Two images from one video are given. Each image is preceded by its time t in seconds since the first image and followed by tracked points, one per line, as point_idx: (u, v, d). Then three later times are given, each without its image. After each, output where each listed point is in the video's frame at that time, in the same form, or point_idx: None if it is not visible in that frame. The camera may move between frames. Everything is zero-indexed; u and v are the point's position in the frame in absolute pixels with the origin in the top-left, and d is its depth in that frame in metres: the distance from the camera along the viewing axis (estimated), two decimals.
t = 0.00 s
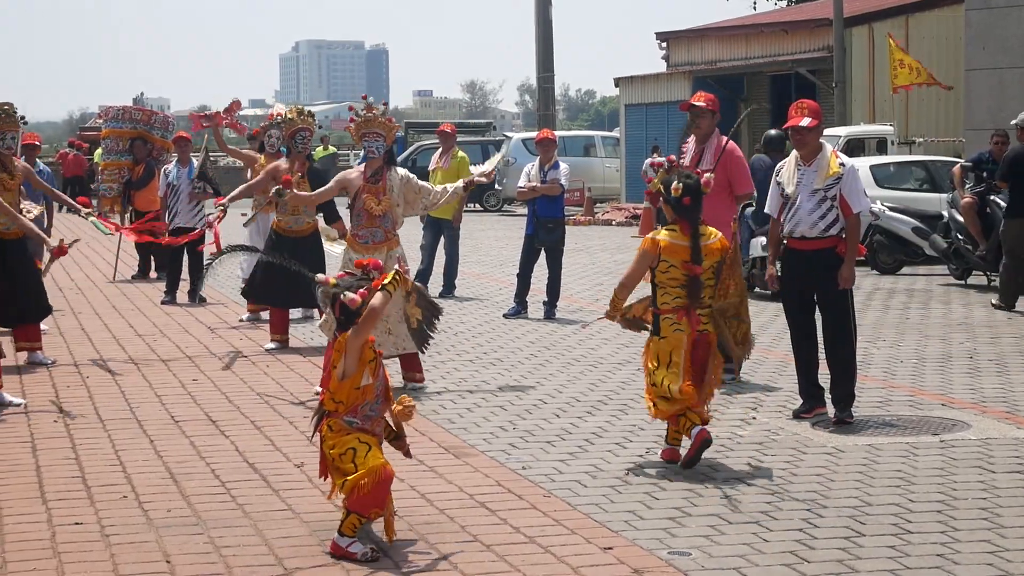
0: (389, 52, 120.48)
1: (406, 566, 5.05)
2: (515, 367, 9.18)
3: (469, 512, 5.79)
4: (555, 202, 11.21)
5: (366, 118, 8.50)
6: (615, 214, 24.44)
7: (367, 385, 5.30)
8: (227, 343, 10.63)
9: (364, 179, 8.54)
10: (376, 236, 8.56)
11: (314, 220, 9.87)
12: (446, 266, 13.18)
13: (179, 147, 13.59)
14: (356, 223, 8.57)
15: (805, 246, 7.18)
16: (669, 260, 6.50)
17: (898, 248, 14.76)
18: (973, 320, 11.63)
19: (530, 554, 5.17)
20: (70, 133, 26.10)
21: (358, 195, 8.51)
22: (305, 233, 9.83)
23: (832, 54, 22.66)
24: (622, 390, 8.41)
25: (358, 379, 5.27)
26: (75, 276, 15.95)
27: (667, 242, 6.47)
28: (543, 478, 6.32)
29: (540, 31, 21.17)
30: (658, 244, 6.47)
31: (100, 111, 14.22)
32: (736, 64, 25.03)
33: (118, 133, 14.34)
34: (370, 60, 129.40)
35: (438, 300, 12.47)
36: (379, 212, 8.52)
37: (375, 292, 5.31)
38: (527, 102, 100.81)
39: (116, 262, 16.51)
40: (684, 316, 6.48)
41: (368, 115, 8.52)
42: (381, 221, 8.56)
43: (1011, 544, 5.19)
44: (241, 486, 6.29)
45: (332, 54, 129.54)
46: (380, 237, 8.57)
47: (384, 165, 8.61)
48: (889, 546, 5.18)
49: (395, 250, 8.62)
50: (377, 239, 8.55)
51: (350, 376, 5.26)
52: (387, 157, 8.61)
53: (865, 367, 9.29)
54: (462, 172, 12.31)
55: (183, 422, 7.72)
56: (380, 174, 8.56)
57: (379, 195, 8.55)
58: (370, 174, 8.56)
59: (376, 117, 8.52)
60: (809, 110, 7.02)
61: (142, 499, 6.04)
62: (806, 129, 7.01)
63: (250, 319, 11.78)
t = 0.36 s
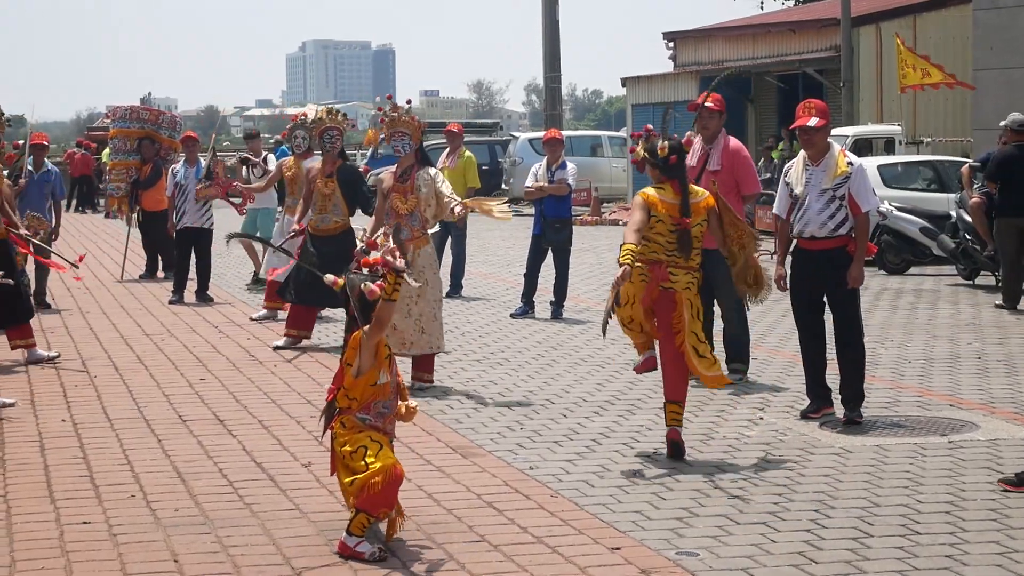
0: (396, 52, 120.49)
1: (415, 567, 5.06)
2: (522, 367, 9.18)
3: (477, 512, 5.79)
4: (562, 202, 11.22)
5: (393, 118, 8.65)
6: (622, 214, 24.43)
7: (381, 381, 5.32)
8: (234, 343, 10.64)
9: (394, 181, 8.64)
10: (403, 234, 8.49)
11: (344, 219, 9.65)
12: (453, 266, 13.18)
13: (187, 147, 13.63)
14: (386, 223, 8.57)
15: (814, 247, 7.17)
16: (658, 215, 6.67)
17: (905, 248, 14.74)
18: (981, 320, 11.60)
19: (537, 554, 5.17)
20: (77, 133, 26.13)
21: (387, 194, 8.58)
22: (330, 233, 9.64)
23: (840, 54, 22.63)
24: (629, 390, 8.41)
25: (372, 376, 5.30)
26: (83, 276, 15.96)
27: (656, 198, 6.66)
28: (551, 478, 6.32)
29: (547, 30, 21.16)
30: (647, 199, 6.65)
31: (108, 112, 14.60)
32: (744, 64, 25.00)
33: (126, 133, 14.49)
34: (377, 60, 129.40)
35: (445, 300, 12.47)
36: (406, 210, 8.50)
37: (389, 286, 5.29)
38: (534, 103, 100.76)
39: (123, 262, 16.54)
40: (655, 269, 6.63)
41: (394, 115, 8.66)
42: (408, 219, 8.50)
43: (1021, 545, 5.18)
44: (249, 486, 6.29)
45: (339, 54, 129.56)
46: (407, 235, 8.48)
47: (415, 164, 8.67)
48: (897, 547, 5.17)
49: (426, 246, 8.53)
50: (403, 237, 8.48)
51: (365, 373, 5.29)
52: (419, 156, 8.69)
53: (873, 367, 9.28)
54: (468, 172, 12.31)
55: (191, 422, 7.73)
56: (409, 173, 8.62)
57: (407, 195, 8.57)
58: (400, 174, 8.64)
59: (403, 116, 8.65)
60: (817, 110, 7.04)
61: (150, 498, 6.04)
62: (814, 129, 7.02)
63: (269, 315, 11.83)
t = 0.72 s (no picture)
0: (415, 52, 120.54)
1: (434, 567, 5.06)
2: (540, 367, 9.17)
3: (496, 512, 5.79)
4: (581, 202, 11.21)
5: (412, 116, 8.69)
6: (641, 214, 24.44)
7: (401, 387, 5.30)
8: (253, 342, 10.67)
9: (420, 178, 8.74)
10: (422, 232, 8.57)
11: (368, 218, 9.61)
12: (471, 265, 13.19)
13: (205, 147, 13.71)
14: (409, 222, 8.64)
15: (841, 247, 7.16)
16: (655, 243, 6.76)
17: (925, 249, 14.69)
18: (1002, 322, 11.55)
19: (556, 554, 5.16)
20: (97, 132, 26.23)
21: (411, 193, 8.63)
22: (356, 232, 9.63)
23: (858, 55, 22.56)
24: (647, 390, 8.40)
25: (392, 381, 5.29)
26: (102, 275, 16.02)
27: (657, 228, 6.78)
28: (569, 479, 6.31)
29: (566, 30, 21.14)
30: (647, 229, 6.78)
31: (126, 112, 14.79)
32: (763, 64, 24.93)
33: (144, 133, 14.67)
34: (396, 60, 129.43)
35: (463, 301, 12.48)
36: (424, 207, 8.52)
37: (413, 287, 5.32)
38: (552, 103, 100.71)
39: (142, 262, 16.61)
40: (658, 298, 6.71)
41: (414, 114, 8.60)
42: (427, 218, 8.52)
43: None
44: (268, 485, 6.30)
45: (358, 54, 129.72)
46: (426, 233, 8.55)
47: (441, 163, 8.60)
48: (917, 549, 5.15)
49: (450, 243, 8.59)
50: (422, 235, 8.56)
51: (388, 377, 5.29)
52: (446, 154, 8.61)
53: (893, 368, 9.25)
54: (487, 173, 12.32)
55: (210, 421, 7.75)
56: (434, 172, 8.59)
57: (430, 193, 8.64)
58: (426, 173, 8.63)
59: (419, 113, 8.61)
60: (844, 109, 7.06)
61: (169, 497, 6.06)
62: (840, 129, 7.02)
63: (305, 313, 11.90)
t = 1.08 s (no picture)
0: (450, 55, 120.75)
1: (469, 571, 5.08)
2: (576, 372, 9.17)
3: (531, 516, 5.80)
4: (618, 207, 11.21)
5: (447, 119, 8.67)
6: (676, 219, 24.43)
7: (440, 398, 5.34)
8: (289, 346, 10.74)
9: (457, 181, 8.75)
10: (454, 235, 8.59)
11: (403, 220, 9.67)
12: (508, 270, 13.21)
13: (243, 151, 13.77)
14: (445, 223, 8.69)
15: (903, 254, 7.13)
16: (687, 242, 7.08)
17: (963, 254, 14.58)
18: None
19: (592, 559, 5.17)
20: (137, 137, 26.47)
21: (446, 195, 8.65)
22: (392, 235, 9.70)
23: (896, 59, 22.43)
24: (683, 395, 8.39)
25: (433, 392, 5.33)
26: (141, 279, 16.17)
27: (685, 225, 7.08)
28: (605, 484, 6.31)
29: (603, 36, 21.14)
30: (679, 226, 7.05)
31: (164, 116, 14.90)
32: (801, 69, 24.82)
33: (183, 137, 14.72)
34: (431, 64, 129.67)
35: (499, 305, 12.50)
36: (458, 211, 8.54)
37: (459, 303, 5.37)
38: (588, 107, 100.63)
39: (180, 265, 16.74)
40: (689, 294, 7.09)
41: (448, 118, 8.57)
42: (461, 220, 8.54)
43: None
44: (304, 488, 6.34)
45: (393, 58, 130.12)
46: (458, 236, 8.58)
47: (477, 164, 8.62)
48: (954, 555, 5.12)
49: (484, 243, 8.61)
50: (454, 238, 8.58)
51: (429, 386, 5.32)
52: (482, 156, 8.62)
53: (931, 374, 9.19)
54: (524, 177, 12.33)
55: (246, 425, 7.80)
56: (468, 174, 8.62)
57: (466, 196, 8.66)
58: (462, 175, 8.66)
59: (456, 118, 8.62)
60: (911, 116, 7.01)
61: (206, 500, 6.11)
62: (908, 136, 6.99)
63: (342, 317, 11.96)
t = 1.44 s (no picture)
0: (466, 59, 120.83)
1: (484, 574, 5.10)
2: (592, 376, 9.18)
3: (547, 520, 5.80)
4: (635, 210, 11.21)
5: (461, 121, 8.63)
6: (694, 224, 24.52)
7: (456, 391, 5.37)
8: (306, 349, 10.76)
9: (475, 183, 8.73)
10: (470, 238, 8.60)
11: (420, 224, 9.68)
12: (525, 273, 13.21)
13: (261, 154, 13.85)
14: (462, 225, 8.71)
15: (945, 258, 7.06)
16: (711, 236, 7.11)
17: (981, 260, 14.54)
18: None
19: (607, 562, 5.17)
20: (154, 141, 26.60)
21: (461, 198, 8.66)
22: (406, 238, 9.73)
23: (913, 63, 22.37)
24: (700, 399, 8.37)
25: (449, 384, 5.35)
26: (158, 282, 16.24)
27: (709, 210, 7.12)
28: (620, 487, 6.31)
29: (620, 40, 21.15)
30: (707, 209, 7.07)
31: (182, 119, 15.05)
32: (818, 73, 24.75)
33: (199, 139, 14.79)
34: (447, 68, 129.78)
35: (515, 308, 12.51)
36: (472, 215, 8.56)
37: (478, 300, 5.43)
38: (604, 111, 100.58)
39: (197, 268, 16.81)
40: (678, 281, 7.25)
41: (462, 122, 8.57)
42: (476, 224, 8.55)
43: None
44: (320, 492, 6.36)
45: (410, 62, 130.37)
46: (473, 239, 8.59)
47: (491, 167, 8.63)
48: (970, 559, 5.11)
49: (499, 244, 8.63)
50: (469, 241, 8.60)
51: (445, 380, 5.34)
52: (496, 159, 8.63)
53: (948, 377, 9.16)
54: (541, 181, 12.33)
55: (262, 428, 7.83)
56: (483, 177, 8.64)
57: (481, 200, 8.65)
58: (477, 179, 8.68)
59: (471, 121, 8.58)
60: (957, 120, 6.93)
61: (221, 504, 6.13)
62: (953, 141, 6.92)
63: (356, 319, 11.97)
